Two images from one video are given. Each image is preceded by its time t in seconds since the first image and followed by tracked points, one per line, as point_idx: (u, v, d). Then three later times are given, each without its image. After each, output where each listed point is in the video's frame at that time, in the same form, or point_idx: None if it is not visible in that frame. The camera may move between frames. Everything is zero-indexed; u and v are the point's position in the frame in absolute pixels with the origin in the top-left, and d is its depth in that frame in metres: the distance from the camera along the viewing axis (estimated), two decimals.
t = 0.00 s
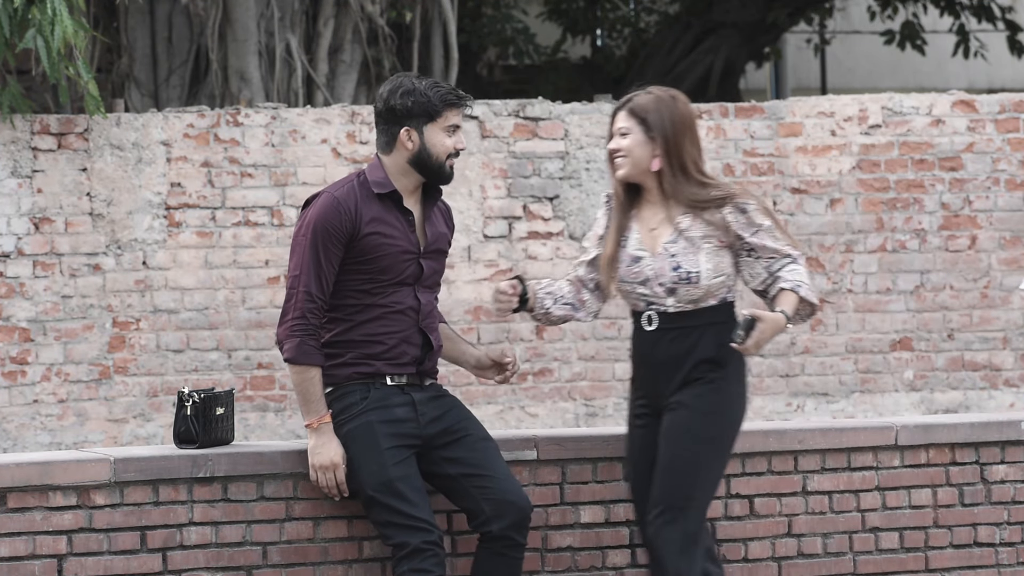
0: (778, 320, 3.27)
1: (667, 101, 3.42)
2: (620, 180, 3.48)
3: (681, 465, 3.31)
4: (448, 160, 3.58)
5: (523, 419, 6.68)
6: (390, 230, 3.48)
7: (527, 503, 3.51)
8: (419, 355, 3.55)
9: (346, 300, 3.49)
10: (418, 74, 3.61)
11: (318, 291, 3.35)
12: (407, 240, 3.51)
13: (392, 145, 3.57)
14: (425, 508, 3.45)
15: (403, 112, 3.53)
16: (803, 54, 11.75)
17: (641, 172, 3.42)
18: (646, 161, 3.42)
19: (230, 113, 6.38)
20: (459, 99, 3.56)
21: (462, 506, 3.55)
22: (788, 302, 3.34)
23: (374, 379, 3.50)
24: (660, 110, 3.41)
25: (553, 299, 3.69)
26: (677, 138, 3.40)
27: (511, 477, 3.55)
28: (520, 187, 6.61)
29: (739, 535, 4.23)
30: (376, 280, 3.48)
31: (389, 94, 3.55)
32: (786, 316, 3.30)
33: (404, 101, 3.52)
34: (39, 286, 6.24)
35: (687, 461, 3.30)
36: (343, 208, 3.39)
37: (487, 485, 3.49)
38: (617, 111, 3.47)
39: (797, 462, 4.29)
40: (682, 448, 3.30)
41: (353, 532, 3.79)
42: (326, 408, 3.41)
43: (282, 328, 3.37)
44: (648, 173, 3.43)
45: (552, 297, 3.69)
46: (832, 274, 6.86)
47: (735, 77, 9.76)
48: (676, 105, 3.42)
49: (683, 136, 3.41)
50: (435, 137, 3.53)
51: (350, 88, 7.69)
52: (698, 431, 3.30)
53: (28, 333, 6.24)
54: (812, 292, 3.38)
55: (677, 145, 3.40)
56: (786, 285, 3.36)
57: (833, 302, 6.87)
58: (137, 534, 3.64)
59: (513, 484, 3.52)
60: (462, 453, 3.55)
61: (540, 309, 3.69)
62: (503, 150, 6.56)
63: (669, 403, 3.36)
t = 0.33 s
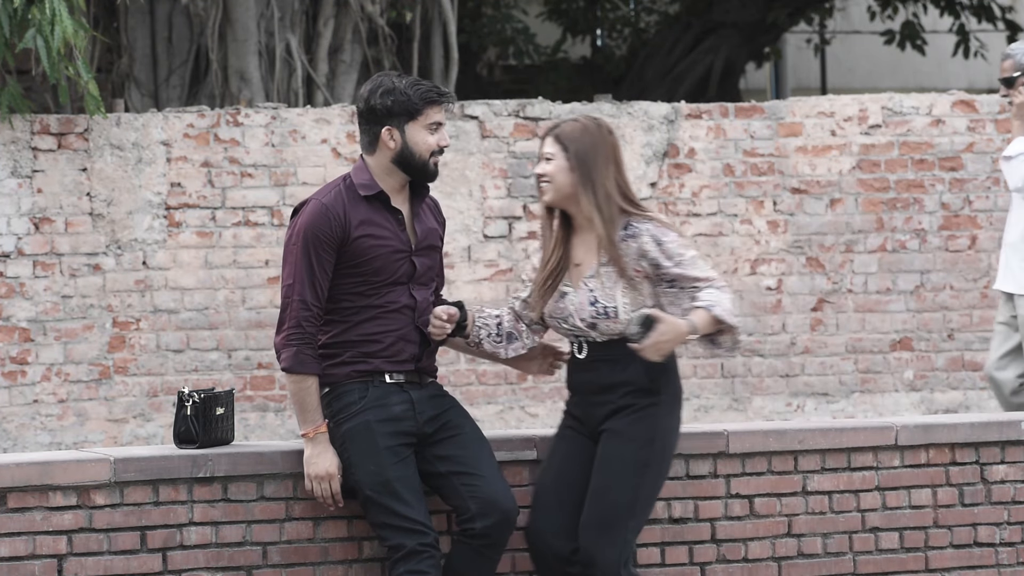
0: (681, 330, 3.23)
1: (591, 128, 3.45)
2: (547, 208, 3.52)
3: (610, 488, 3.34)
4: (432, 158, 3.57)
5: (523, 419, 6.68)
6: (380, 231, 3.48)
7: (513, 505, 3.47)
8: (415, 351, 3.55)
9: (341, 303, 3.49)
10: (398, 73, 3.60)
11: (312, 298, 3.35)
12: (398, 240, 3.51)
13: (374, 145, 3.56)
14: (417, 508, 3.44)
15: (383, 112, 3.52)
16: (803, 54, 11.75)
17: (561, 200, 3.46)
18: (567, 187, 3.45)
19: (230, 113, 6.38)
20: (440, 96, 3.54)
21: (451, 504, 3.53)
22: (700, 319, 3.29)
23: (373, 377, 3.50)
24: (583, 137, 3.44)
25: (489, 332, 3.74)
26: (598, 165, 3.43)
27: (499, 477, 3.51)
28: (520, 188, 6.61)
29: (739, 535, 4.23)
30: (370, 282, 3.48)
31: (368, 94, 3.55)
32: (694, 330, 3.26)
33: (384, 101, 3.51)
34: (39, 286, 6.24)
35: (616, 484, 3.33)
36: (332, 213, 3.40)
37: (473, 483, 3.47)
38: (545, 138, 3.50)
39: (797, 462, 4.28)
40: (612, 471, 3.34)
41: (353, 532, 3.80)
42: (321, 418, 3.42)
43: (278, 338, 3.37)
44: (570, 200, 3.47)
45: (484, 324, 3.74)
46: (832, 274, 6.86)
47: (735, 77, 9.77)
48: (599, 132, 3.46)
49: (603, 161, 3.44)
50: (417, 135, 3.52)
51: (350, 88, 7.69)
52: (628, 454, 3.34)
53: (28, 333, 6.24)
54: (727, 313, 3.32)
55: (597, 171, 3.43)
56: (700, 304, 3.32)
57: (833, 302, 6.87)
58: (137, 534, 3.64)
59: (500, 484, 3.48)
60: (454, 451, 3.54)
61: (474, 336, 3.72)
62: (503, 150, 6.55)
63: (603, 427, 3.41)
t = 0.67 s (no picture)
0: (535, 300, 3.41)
1: (531, 113, 3.57)
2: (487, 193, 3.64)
3: (572, 479, 3.46)
4: (418, 156, 3.54)
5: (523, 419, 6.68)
6: (370, 232, 3.50)
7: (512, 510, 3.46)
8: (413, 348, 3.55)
9: (336, 306, 3.51)
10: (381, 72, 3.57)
11: (305, 303, 3.37)
12: (390, 239, 3.52)
13: (359, 145, 3.54)
14: (413, 512, 3.44)
15: (366, 112, 3.50)
16: (803, 54, 11.76)
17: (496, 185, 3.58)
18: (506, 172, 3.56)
19: (230, 113, 6.38)
20: (424, 94, 3.51)
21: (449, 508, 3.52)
22: (562, 306, 3.40)
23: (372, 375, 3.50)
24: (522, 122, 3.55)
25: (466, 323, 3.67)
26: (537, 150, 3.54)
27: (498, 483, 3.49)
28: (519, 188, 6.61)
29: (739, 535, 4.23)
30: (363, 282, 3.50)
31: (352, 94, 3.53)
32: (546, 305, 3.40)
33: (366, 101, 3.49)
34: (39, 286, 6.24)
35: (577, 473, 3.45)
36: (319, 217, 3.42)
37: (470, 487, 3.45)
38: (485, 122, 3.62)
39: (797, 462, 4.28)
40: (571, 462, 3.45)
41: (353, 532, 3.80)
42: (322, 423, 3.44)
43: (274, 345, 3.39)
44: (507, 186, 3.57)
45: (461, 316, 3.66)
46: (831, 274, 6.86)
47: (735, 77, 9.78)
48: (540, 118, 3.57)
49: (542, 149, 3.54)
50: (400, 134, 3.50)
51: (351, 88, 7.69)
52: (582, 444, 3.45)
53: (28, 333, 6.24)
54: (598, 316, 3.39)
55: (535, 158, 3.53)
56: (575, 296, 3.43)
57: (833, 302, 6.87)
58: (137, 534, 3.64)
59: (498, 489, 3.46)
60: (452, 454, 3.53)
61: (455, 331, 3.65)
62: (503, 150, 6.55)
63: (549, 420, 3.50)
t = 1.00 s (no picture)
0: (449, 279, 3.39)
1: (500, 115, 3.58)
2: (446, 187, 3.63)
3: (536, 476, 3.47)
4: (404, 156, 3.53)
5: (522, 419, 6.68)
6: (362, 232, 3.50)
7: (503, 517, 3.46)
8: (411, 346, 3.53)
9: (331, 307, 3.52)
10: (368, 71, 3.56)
11: (299, 307, 3.37)
12: (382, 239, 3.52)
13: (346, 146, 3.54)
14: (408, 517, 3.43)
15: (352, 112, 3.49)
16: (803, 54, 11.75)
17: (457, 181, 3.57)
18: (472, 170, 3.55)
19: (230, 113, 6.38)
20: (411, 94, 3.49)
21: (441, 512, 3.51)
22: (473, 291, 3.39)
23: (369, 374, 3.50)
24: (491, 121, 3.56)
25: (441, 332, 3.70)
26: (503, 151, 3.54)
27: (492, 487, 3.48)
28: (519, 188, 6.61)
29: (738, 535, 4.23)
30: (357, 283, 3.50)
31: (339, 95, 3.53)
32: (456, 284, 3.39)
33: (352, 101, 3.49)
34: (39, 286, 6.24)
35: (541, 469, 3.47)
36: (309, 221, 3.42)
37: (464, 493, 3.44)
38: (451, 117, 3.61)
39: (797, 462, 4.28)
40: (534, 458, 3.47)
41: (353, 532, 3.80)
42: (316, 427, 3.46)
43: (270, 349, 3.41)
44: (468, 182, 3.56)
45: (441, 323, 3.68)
46: (832, 274, 6.86)
47: (735, 77, 9.78)
48: (510, 121, 3.58)
49: (509, 150, 3.55)
50: (386, 135, 3.49)
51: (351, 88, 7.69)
52: (546, 439, 3.47)
53: (27, 333, 6.24)
54: (509, 313, 3.38)
55: (501, 157, 3.54)
56: (493, 289, 3.43)
57: (833, 302, 6.87)
58: (137, 534, 3.64)
59: (490, 492, 3.45)
60: (444, 456, 3.50)
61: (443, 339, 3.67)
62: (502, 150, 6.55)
63: (510, 418, 3.52)
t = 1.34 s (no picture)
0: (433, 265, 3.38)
1: (481, 105, 3.55)
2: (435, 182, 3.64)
3: (530, 465, 3.48)
4: (391, 159, 3.53)
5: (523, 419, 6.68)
6: (355, 233, 3.50)
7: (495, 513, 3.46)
8: (407, 344, 3.54)
9: (327, 309, 3.51)
10: (354, 75, 3.56)
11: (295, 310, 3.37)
12: (376, 238, 3.53)
13: (334, 150, 3.54)
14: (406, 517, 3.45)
15: (340, 117, 3.49)
16: (803, 54, 11.75)
17: (444, 173, 3.56)
18: (458, 164, 3.54)
19: (230, 113, 6.38)
20: (399, 100, 3.49)
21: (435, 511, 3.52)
22: (457, 277, 3.37)
23: (367, 373, 3.50)
24: (473, 111, 3.54)
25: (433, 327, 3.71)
26: (488, 142, 3.54)
27: (485, 489, 3.48)
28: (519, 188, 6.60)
29: (739, 535, 4.23)
30: (352, 284, 3.50)
31: (326, 99, 3.52)
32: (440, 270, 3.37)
33: (339, 106, 3.48)
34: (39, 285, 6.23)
35: (535, 458, 3.47)
36: (304, 224, 3.41)
37: (457, 495, 3.45)
38: (434, 111, 3.59)
39: (798, 462, 4.28)
40: (528, 449, 3.47)
41: (353, 532, 3.81)
42: (315, 430, 3.47)
43: (267, 353, 3.40)
44: (454, 174, 3.56)
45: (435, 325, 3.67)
46: (832, 274, 6.86)
47: (735, 77, 9.77)
48: (491, 110, 3.56)
49: (494, 140, 3.55)
50: (374, 139, 3.49)
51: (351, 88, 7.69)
52: (538, 430, 3.46)
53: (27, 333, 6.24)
54: (495, 298, 3.38)
55: (486, 148, 3.53)
56: (479, 275, 3.42)
57: (833, 302, 6.87)
58: (137, 534, 3.64)
59: (480, 492, 3.45)
60: (436, 456, 3.51)
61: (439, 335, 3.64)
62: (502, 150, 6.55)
63: (501, 410, 3.50)
